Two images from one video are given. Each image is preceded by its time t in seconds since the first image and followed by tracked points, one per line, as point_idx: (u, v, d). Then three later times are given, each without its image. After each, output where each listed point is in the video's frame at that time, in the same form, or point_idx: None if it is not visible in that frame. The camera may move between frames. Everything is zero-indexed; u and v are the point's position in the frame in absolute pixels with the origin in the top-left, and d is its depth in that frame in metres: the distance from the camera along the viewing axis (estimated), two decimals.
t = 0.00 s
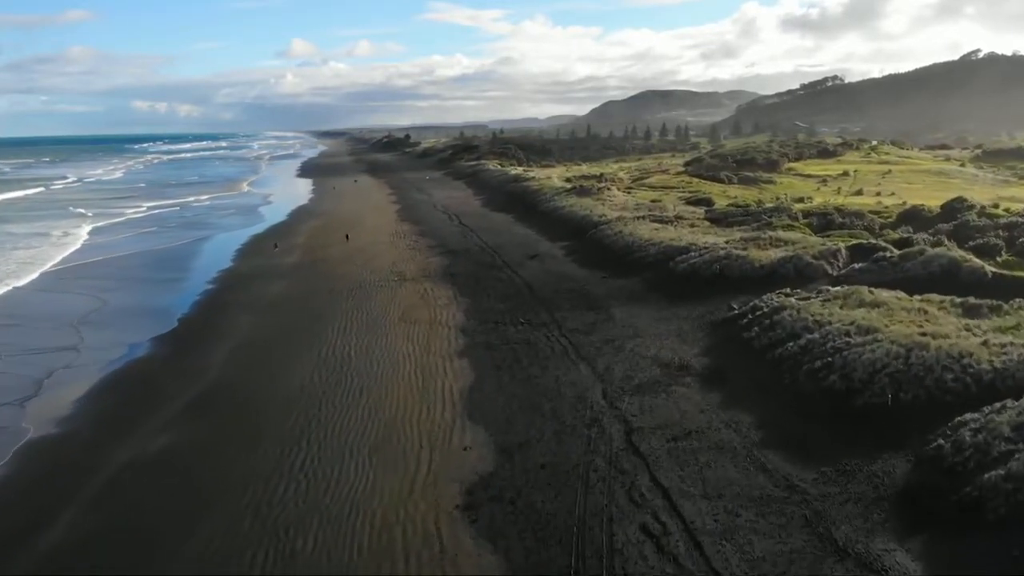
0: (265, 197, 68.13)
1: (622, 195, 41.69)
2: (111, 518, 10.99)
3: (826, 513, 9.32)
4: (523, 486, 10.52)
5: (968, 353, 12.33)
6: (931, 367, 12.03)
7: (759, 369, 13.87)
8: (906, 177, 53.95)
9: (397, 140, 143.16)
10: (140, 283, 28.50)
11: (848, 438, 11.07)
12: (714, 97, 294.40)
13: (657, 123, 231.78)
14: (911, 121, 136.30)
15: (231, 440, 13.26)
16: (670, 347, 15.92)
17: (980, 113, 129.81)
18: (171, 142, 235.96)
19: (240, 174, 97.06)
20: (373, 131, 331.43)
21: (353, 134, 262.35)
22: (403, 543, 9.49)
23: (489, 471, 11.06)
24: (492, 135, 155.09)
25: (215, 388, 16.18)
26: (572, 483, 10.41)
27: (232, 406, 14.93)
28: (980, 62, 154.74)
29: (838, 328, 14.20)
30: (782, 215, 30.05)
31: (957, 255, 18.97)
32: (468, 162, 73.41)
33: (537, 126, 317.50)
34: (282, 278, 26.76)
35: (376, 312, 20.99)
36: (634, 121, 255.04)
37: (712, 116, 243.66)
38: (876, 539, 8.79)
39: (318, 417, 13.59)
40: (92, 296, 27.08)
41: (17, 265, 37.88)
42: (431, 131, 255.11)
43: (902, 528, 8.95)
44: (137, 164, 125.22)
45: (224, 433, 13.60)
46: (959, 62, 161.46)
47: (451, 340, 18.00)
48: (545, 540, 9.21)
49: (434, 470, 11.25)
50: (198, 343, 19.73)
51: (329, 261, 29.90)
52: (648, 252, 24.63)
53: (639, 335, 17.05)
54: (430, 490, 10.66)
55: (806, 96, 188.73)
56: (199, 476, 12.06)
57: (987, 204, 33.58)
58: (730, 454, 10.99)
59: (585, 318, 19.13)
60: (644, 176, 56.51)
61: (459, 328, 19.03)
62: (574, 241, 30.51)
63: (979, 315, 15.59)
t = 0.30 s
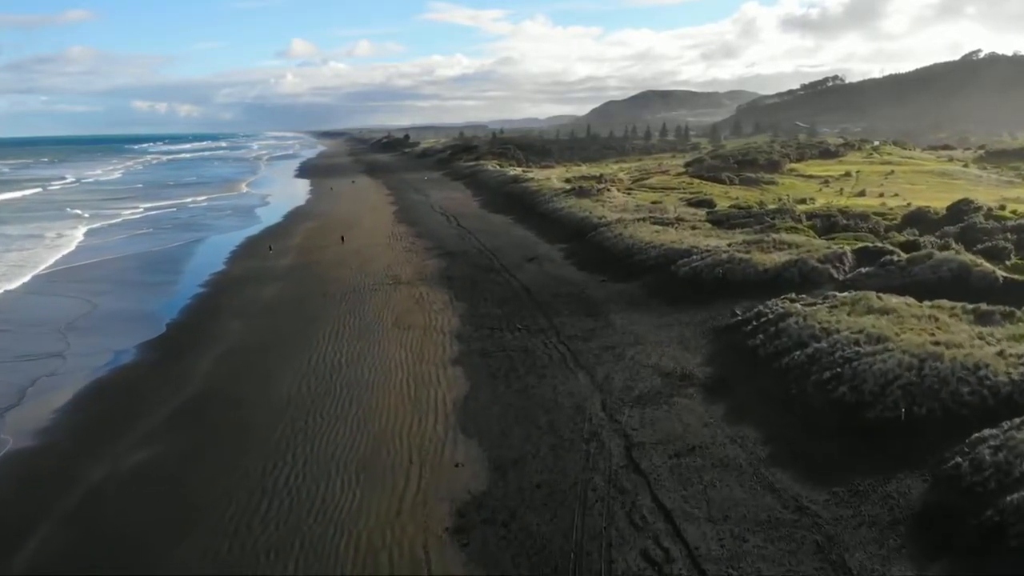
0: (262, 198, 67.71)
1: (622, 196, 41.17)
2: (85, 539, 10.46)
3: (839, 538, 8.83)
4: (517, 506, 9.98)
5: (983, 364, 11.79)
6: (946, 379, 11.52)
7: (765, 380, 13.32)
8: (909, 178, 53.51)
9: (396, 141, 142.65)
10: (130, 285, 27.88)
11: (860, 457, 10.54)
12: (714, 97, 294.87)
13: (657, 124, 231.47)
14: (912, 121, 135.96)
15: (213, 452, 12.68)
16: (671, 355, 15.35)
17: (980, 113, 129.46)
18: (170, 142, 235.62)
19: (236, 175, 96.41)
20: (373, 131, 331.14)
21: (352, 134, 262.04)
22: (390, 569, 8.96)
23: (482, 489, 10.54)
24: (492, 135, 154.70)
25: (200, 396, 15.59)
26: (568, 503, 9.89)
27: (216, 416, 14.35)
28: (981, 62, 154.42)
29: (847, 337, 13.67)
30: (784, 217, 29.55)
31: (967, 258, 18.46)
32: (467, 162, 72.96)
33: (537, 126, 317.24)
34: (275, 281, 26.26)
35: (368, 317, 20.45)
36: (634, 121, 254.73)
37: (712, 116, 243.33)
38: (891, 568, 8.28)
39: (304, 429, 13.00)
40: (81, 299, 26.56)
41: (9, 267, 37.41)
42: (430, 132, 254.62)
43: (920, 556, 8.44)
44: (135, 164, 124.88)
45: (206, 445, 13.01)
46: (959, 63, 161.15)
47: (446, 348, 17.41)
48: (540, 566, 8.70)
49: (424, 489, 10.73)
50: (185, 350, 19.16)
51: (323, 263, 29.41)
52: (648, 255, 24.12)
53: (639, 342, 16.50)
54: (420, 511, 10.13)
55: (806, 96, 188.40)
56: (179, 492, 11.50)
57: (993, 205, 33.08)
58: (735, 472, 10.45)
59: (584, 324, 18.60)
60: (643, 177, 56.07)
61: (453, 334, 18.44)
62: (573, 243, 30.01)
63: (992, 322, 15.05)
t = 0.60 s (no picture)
0: (258, 198, 67.04)
1: (622, 197, 40.44)
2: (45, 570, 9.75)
3: None
4: (508, 537, 9.26)
5: (1008, 381, 11.04)
6: (968, 397, 10.79)
7: (774, 395, 12.57)
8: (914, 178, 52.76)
9: (396, 141, 141.78)
10: (117, 288, 27.14)
11: (877, 483, 9.82)
12: (714, 97, 294.16)
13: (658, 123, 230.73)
14: (914, 121, 135.25)
15: (187, 471, 11.93)
16: (675, 367, 14.59)
17: (983, 113, 128.70)
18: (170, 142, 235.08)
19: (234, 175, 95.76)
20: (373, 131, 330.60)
21: (352, 134, 261.60)
22: None
23: (472, 518, 9.82)
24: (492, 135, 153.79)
25: (179, 409, 14.84)
26: (564, 535, 9.19)
27: (195, 431, 13.63)
28: (983, 62, 153.60)
29: (860, 348, 12.91)
30: (789, 219, 28.83)
31: (981, 264, 17.69)
32: (466, 162, 72.27)
33: (537, 126, 316.55)
34: (265, 285, 25.55)
35: (359, 324, 19.70)
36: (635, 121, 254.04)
37: (713, 115, 242.64)
38: None
39: (285, 448, 12.24)
40: (66, 302, 25.87)
41: None
42: (430, 132, 254.06)
43: None
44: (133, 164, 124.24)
45: (180, 464, 12.26)
46: (961, 62, 160.40)
47: (438, 357, 16.60)
48: None
49: (410, 516, 10.00)
50: (167, 357, 18.41)
51: (315, 266, 28.70)
52: (649, 258, 23.40)
53: (641, 351, 15.75)
54: (404, 543, 9.40)
55: (808, 96, 187.68)
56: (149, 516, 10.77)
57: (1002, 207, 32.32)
58: (744, 500, 9.72)
59: (582, 332, 17.85)
60: (644, 177, 55.40)
61: (446, 342, 17.64)
62: (572, 245, 29.29)
63: (1012, 331, 14.30)
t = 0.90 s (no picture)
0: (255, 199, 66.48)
1: (622, 198, 39.86)
2: None
3: None
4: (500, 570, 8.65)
5: None
6: (991, 415, 10.15)
7: (783, 411, 11.93)
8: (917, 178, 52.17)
9: (394, 141, 141.09)
10: (103, 292, 26.52)
11: (894, 509, 9.21)
12: (714, 97, 293.58)
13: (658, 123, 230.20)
14: (915, 121, 134.73)
15: (159, 497, 11.33)
16: (677, 378, 13.94)
17: (985, 112, 128.11)
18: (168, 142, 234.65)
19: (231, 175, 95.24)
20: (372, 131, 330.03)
21: (352, 134, 261.20)
22: None
23: (461, 547, 9.20)
24: (492, 135, 153.10)
25: (157, 424, 14.24)
26: (560, 566, 8.58)
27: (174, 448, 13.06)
28: (984, 62, 153.01)
29: (873, 361, 12.28)
30: (792, 221, 28.23)
31: (994, 269, 17.06)
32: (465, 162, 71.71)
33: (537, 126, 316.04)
34: (256, 290, 24.96)
35: (350, 330, 19.06)
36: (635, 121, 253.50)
37: (713, 115, 242.11)
38: None
39: (263, 474, 11.64)
40: (51, 306, 25.29)
41: None
42: (429, 132, 253.38)
43: None
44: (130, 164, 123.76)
45: (152, 488, 11.66)
46: (962, 62, 159.83)
47: (430, 366, 15.95)
48: None
49: (395, 544, 9.40)
50: (150, 367, 17.82)
51: (309, 269, 28.13)
52: (649, 262, 22.81)
53: (642, 361, 15.12)
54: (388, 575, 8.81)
55: (808, 96, 187.12)
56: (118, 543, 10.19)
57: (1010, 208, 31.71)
58: (752, 528, 9.12)
59: (581, 339, 17.20)
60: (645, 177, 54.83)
61: (439, 350, 16.98)
62: (571, 248, 28.69)
63: None
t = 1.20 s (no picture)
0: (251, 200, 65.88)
1: (622, 199, 39.21)
2: None
3: None
4: None
5: None
6: (1015, 436, 9.51)
7: (792, 428, 11.29)
8: (920, 179, 51.56)
9: (393, 141, 140.28)
10: (88, 297, 25.87)
11: (914, 540, 8.59)
12: (714, 97, 293.31)
13: (658, 123, 229.66)
14: (917, 121, 134.13)
15: (131, 519, 10.70)
16: (680, 391, 13.28)
17: (987, 112, 127.46)
18: (168, 142, 234.27)
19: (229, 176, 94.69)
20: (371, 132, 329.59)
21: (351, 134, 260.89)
22: None
23: None
24: (491, 134, 152.33)
25: (136, 437, 13.64)
26: None
27: (153, 464, 12.46)
28: (986, 62, 152.39)
29: (887, 375, 11.65)
30: (796, 223, 27.60)
31: (1008, 274, 16.43)
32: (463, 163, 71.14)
33: (537, 126, 315.50)
34: (245, 297, 24.35)
35: (341, 338, 18.40)
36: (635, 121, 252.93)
37: (713, 115, 241.52)
38: None
39: (242, 496, 11.02)
40: (35, 311, 24.62)
41: None
42: (429, 132, 253.04)
43: None
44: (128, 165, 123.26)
45: (123, 509, 11.01)
46: (964, 62, 159.20)
47: (421, 376, 15.30)
48: None
49: None
50: (132, 375, 17.17)
51: (302, 272, 27.51)
52: (650, 266, 22.16)
53: (643, 372, 14.46)
54: None
55: (809, 96, 186.50)
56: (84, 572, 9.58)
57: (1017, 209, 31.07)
58: (762, 559, 8.51)
59: (579, 347, 16.53)
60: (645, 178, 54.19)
61: (432, 359, 16.33)
62: (570, 250, 28.07)
63: None
